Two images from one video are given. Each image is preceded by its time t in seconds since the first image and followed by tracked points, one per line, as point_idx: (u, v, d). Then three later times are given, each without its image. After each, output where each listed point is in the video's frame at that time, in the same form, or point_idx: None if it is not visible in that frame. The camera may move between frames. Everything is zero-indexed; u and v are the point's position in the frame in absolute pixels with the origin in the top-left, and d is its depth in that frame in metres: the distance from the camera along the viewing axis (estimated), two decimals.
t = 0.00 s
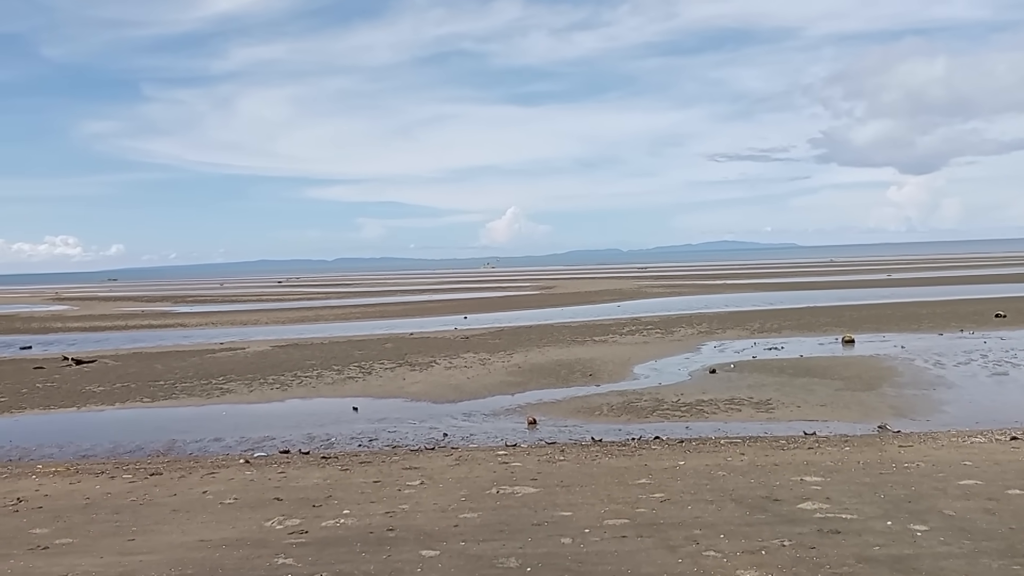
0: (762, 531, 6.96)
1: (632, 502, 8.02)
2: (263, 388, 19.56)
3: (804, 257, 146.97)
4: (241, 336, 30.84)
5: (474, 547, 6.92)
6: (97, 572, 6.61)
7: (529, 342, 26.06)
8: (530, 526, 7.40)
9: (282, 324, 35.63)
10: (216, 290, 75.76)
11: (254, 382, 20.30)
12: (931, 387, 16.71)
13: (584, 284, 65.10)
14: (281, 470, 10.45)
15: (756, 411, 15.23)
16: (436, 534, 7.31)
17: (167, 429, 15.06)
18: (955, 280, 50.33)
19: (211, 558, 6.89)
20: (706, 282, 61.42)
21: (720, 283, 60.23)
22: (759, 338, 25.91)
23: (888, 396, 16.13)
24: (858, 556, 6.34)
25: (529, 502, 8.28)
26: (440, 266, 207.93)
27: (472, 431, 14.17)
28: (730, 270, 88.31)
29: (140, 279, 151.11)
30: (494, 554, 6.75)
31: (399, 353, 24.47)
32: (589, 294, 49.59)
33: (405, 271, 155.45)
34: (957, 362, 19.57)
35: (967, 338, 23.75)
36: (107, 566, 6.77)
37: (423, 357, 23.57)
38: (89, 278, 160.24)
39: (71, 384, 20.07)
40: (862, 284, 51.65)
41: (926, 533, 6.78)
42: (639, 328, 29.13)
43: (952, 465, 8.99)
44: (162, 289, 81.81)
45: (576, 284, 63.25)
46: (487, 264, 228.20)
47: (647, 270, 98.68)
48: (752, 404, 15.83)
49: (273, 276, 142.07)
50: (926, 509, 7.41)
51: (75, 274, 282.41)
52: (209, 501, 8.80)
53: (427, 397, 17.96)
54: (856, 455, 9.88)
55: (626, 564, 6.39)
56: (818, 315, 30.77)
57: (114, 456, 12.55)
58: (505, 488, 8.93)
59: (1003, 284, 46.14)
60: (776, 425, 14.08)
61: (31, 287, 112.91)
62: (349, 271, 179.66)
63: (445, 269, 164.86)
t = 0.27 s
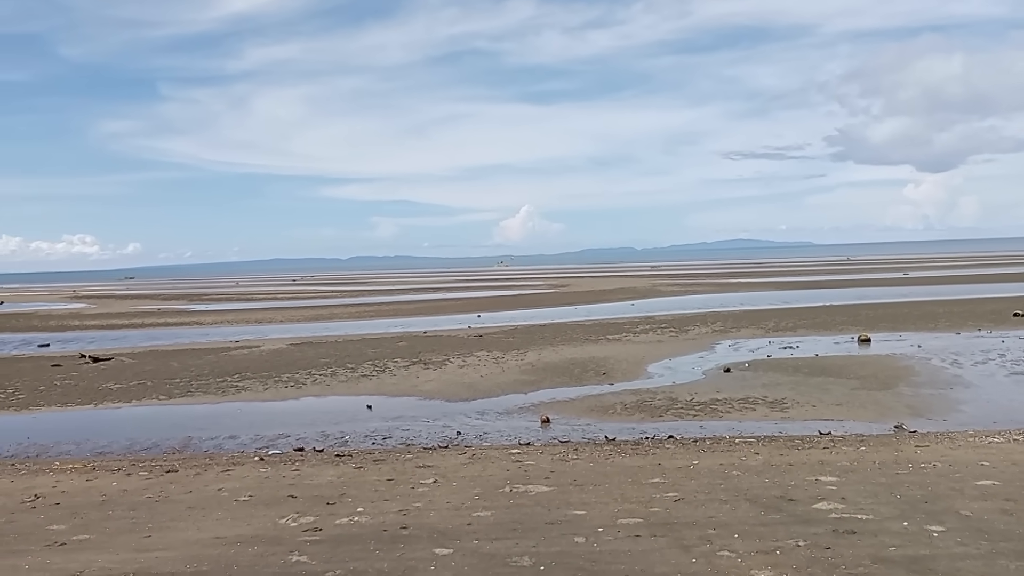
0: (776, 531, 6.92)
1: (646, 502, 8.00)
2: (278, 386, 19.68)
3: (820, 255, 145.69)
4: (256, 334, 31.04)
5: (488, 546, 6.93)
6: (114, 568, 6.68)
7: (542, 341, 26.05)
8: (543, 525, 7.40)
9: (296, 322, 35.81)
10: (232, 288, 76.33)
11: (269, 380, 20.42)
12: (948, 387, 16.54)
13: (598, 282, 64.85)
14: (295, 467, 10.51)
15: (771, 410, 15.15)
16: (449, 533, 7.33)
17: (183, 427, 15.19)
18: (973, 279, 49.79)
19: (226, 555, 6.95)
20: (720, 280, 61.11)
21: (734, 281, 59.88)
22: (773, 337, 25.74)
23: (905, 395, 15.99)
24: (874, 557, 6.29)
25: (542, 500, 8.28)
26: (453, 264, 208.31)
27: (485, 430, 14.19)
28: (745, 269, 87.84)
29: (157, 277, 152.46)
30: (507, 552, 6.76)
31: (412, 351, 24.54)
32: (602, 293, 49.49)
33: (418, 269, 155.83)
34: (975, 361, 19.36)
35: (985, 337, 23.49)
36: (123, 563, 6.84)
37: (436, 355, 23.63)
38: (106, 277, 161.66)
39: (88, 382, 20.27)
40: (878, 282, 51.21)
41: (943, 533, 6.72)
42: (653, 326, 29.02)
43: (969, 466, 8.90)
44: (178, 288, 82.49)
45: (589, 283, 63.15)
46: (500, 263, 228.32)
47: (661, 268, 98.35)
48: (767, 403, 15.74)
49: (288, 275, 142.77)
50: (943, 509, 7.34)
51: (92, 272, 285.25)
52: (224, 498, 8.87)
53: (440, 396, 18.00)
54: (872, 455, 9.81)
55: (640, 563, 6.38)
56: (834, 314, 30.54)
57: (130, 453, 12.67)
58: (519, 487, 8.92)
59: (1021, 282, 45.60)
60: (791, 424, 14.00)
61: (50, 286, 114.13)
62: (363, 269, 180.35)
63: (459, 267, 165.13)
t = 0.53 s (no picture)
0: (779, 532, 6.91)
1: (648, 502, 7.99)
2: (280, 387, 19.69)
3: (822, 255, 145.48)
4: (258, 335, 31.06)
5: (489, 547, 6.92)
6: (115, 570, 6.69)
7: (544, 341, 26.04)
8: (545, 526, 7.40)
9: (298, 323, 35.83)
10: (234, 289, 76.47)
11: (271, 381, 20.42)
12: (951, 386, 16.51)
13: (600, 283, 64.81)
14: (297, 468, 10.51)
15: (773, 410, 15.13)
16: (451, 534, 7.32)
17: (185, 428, 15.21)
18: (976, 278, 49.65)
19: (227, 557, 6.95)
20: (723, 280, 61.04)
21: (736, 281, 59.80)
22: (776, 337, 25.70)
23: (908, 395, 15.96)
24: (876, 557, 6.28)
25: (544, 501, 8.27)
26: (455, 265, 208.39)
27: (487, 430, 14.19)
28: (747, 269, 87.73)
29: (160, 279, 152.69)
30: (509, 553, 6.75)
31: (415, 352, 24.53)
32: (604, 293, 49.47)
33: (421, 270, 155.83)
34: (978, 361, 19.31)
35: (988, 337, 23.45)
36: (125, 564, 6.84)
37: (438, 356, 23.64)
38: (108, 279, 161.90)
39: (91, 383, 20.30)
40: (880, 282, 51.14)
41: (945, 534, 6.71)
42: (655, 326, 28.99)
43: (971, 465, 8.88)
44: (180, 289, 82.58)
45: (591, 283, 63.12)
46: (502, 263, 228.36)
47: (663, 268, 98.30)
48: (769, 403, 15.72)
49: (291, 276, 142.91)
50: (945, 509, 7.32)
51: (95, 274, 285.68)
52: (226, 500, 8.87)
53: (442, 396, 17.99)
54: (874, 455, 9.79)
55: (642, 564, 6.37)
56: (836, 314, 30.49)
57: (132, 455, 12.69)
58: (520, 488, 8.92)
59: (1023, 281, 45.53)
60: (793, 424, 13.98)
61: (53, 287, 114.37)
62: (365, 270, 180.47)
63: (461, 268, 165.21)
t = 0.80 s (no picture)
0: (769, 531, 6.93)
1: (639, 502, 8.00)
2: (270, 390, 19.60)
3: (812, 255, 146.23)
4: (248, 339, 30.91)
5: (480, 549, 6.91)
6: None
7: (535, 343, 26.02)
8: (536, 527, 7.38)
9: (287, 327, 35.69)
10: (223, 293, 76.14)
11: (261, 385, 20.33)
12: (939, 384, 16.61)
13: (591, 283, 64.88)
14: (288, 472, 10.47)
15: (763, 410, 15.17)
16: (442, 536, 7.30)
17: (174, 433, 15.11)
18: (964, 276, 49.97)
19: (217, 562, 6.91)
20: (713, 280, 61.24)
21: (726, 281, 59.99)
22: (765, 336, 25.81)
23: (896, 393, 16.05)
24: (866, 555, 6.30)
25: (535, 502, 8.26)
26: (446, 267, 208.25)
27: (478, 432, 14.17)
28: (737, 269, 88.06)
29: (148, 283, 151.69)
30: (500, 555, 6.73)
31: (405, 355, 24.48)
32: (595, 294, 49.54)
33: (411, 272, 155.64)
34: (966, 358, 19.45)
35: (976, 334, 23.61)
36: (113, 571, 6.78)
37: (429, 358, 23.59)
38: (96, 283, 160.78)
39: (79, 389, 20.14)
40: (868, 280, 51.45)
41: (934, 531, 6.74)
42: (645, 327, 29.05)
43: (960, 462, 8.93)
44: (168, 293, 82.12)
45: (582, 284, 63.19)
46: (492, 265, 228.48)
47: (653, 269, 98.58)
48: (759, 402, 15.77)
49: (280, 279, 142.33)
50: (934, 506, 7.36)
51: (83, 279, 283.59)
52: (216, 504, 8.82)
53: (433, 399, 17.95)
54: (864, 453, 9.83)
55: (633, 565, 6.37)
56: (825, 313, 30.65)
57: (121, 460, 12.59)
58: (512, 489, 8.91)
59: (1009, 279, 45.93)
60: (783, 423, 14.03)
61: (40, 292, 113.52)
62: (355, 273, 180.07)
63: (451, 270, 165.12)
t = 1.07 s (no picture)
0: (768, 533, 6.92)
1: (638, 506, 7.99)
2: (269, 398, 19.56)
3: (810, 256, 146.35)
4: (247, 346, 30.89)
5: (479, 555, 6.89)
6: None
7: (534, 347, 26.02)
8: (535, 533, 7.37)
9: (286, 333, 35.66)
10: (222, 300, 76.16)
11: (260, 392, 20.30)
12: (938, 384, 16.62)
13: (589, 287, 64.89)
14: (287, 480, 10.44)
15: (762, 412, 15.16)
16: (441, 542, 7.29)
17: (173, 441, 15.08)
18: (962, 276, 49.98)
19: (215, 571, 6.88)
20: (712, 282, 61.26)
21: (725, 283, 60.02)
22: (764, 338, 25.81)
23: (895, 393, 16.05)
24: (865, 557, 6.29)
25: (535, 507, 8.25)
26: (444, 272, 208.27)
27: (477, 437, 14.15)
28: (735, 271, 88.11)
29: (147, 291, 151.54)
30: (499, 561, 6.72)
31: (404, 360, 24.45)
32: (593, 297, 49.55)
33: (409, 278, 155.70)
34: (964, 358, 19.45)
35: (974, 334, 23.62)
36: None
37: (428, 364, 23.56)
38: (95, 292, 160.70)
39: (77, 398, 20.11)
40: (867, 281, 51.50)
41: (934, 532, 6.73)
42: (644, 329, 29.06)
43: (959, 463, 8.93)
44: (167, 301, 82.06)
45: (580, 288, 63.19)
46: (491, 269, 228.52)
47: (651, 272, 98.63)
48: (758, 404, 15.76)
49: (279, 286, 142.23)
50: (933, 507, 7.35)
51: (81, 288, 283.29)
52: (215, 513, 8.80)
53: (432, 404, 17.94)
54: (863, 455, 9.82)
55: (632, 569, 6.36)
56: (824, 314, 30.65)
57: (120, 470, 12.56)
58: (511, 494, 8.89)
59: (1007, 278, 45.99)
60: (783, 425, 14.02)
61: (38, 301, 113.41)
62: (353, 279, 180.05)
63: (449, 275, 165.14)
